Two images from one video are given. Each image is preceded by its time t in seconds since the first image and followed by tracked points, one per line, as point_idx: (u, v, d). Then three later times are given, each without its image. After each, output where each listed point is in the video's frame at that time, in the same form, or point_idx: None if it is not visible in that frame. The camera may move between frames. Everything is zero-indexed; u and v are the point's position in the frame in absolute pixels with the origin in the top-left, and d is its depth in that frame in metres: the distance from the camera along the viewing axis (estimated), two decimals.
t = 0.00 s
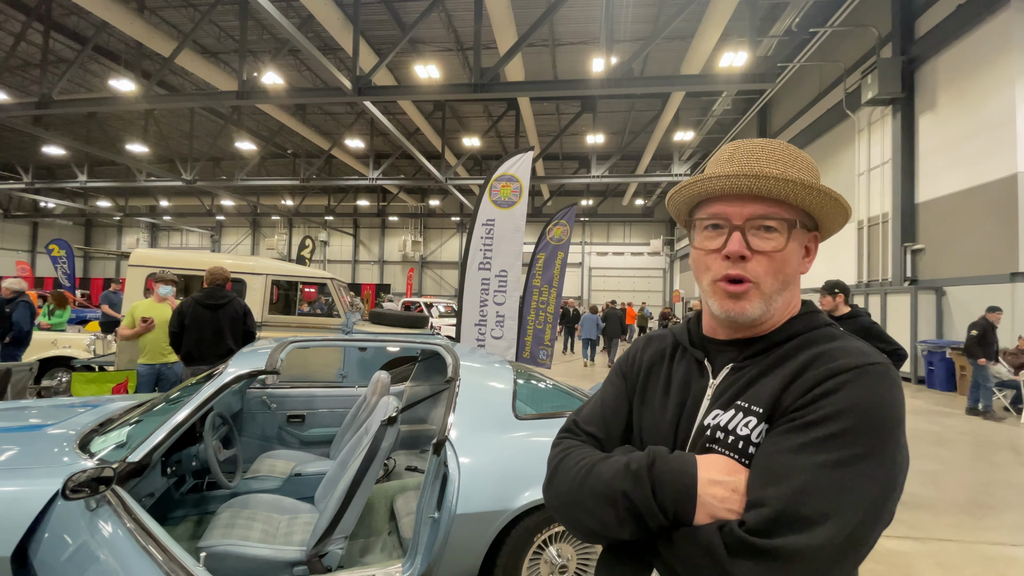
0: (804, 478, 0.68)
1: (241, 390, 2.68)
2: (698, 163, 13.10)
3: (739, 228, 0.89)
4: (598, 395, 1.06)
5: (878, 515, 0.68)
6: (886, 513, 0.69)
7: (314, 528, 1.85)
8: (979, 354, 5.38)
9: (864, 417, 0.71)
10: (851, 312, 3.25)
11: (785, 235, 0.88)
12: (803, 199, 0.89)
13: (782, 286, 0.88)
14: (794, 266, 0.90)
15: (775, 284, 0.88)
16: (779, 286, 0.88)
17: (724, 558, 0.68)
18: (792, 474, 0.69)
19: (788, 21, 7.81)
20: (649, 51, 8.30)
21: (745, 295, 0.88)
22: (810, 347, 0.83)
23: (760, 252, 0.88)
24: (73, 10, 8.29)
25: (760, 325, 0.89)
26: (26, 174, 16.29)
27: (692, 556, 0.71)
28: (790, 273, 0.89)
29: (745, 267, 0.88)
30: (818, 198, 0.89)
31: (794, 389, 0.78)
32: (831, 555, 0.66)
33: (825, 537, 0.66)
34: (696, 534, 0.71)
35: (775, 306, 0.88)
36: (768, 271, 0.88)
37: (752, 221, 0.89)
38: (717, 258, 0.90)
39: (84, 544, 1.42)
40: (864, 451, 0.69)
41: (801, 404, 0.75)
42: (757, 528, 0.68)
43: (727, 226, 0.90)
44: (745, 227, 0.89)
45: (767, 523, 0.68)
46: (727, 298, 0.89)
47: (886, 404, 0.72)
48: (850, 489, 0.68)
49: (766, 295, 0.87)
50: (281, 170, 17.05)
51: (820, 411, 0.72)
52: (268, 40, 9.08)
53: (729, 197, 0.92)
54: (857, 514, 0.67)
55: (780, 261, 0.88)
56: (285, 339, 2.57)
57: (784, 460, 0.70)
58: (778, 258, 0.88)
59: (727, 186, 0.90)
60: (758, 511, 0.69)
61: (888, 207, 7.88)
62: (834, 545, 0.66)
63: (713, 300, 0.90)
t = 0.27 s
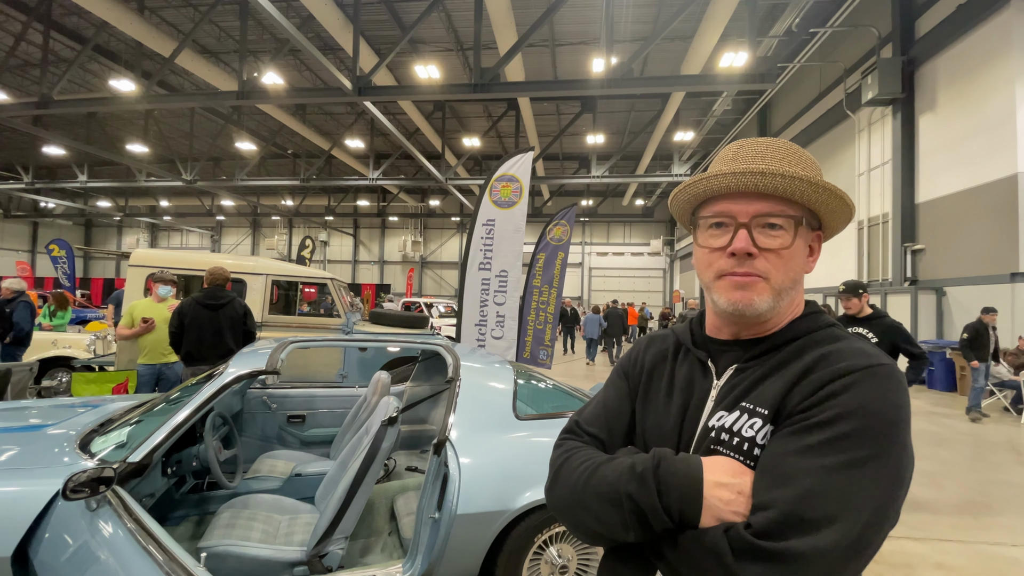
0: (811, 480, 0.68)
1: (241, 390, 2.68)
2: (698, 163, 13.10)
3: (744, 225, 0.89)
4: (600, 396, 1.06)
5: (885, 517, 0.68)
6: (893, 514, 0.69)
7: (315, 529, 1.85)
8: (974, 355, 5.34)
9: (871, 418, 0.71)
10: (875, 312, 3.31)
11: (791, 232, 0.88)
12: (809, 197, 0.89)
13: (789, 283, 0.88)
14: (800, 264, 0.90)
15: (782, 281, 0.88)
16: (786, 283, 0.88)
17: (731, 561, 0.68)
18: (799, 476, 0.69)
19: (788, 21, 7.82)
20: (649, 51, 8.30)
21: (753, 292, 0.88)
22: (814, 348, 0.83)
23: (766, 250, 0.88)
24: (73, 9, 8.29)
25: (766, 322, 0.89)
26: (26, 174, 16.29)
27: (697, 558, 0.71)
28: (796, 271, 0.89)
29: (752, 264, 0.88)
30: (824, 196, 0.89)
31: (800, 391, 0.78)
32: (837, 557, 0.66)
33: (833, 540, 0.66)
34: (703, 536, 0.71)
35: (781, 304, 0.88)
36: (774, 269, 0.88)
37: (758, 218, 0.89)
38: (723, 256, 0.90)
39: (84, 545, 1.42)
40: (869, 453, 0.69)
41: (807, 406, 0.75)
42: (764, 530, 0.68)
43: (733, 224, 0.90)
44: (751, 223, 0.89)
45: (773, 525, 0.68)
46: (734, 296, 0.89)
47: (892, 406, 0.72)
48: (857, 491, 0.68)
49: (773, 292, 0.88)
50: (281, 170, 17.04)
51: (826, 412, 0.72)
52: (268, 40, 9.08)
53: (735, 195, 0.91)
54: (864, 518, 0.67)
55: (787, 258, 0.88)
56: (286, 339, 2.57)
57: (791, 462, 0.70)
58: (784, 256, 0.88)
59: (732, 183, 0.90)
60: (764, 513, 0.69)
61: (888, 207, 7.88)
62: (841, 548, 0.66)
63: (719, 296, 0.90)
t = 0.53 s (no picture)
0: (812, 480, 0.68)
1: (241, 390, 2.68)
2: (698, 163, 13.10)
3: (740, 224, 0.89)
4: (602, 395, 1.05)
5: (887, 518, 0.68)
6: (895, 516, 0.69)
7: (315, 529, 1.85)
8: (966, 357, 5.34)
9: (873, 420, 0.71)
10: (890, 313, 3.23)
11: (786, 229, 0.88)
12: (804, 195, 0.89)
13: (788, 282, 0.88)
14: (799, 262, 0.90)
15: (781, 280, 0.88)
16: (785, 282, 0.88)
17: (732, 561, 0.68)
18: (800, 476, 0.69)
19: (788, 21, 7.82)
20: (649, 52, 8.30)
21: (752, 292, 0.88)
22: (817, 348, 0.83)
23: (763, 248, 0.88)
24: (73, 9, 8.29)
25: (767, 322, 0.89)
26: (26, 174, 16.27)
27: (698, 557, 0.71)
28: (795, 269, 0.89)
29: (750, 263, 0.88)
30: (820, 193, 0.89)
31: (803, 391, 0.78)
32: (838, 557, 0.66)
33: (833, 541, 0.66)
34: (703, 535, 0.71)
35: (782, 302, 0.88)
36: (772, 267, 0.88)
37: (752, 217, 0.89)
38: (720, 256, 0.90)
39: (84, 544, 1.42)
40: (871, 454, 0.69)
41: (810, 406, 0.75)
42: (765, 529, 0.68)
43: (728, 224, 0.90)
44: (746, 222, 0.89)
45: (775, 526, 0.68)
46: (733, 296, 0.89)
47: (894, 407, 0.72)
48: (858, 491, 0.68)
49: (771, 291, 0.87)
50: (281, 170, 17.04)
51: (829, 413, 0.72)
52: (268, 40, 9.08)
53: (729, 195, 0.92)
54: (865, 517, 0.67)
55: (784, 256, 0.87)
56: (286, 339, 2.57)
57: (791, 462, 0.70)
58: (782, 253, 0.87)
59: (726, 184, 0.91)
60: (766, 513, 0.68)
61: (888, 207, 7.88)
62: (842, 548, 0.66)
63: (718, 299, 0.91)
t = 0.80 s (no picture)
0: (812, 478, 0.68)
1: (242, 390, 2.68)
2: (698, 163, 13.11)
3: (717, 228, 0.91)
4: (604, 393, 1.06)
5: (885, 516, 0.69)
6: (895, 515, 0.69)
7: (315, 528, 1.85)
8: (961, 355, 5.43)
9: (874, 418, 0.71)
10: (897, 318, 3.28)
11: (765, 227, 0.88)
12: (782, 193, 0.88)
13: (773, 279, 0.88)
14: (787, 258, 0.89)
15: (765, 277, 0.88)
16: (770, 279, 0.88)
17: (732, 558, 0.69)
18: (800, 474, 0.69)
19: (788, 22, 7.83)
20: (649, 52, 8.30)
21: (736, 292, 0.88)
22: (818, 347, 0.83)
23: (742, 248, 0.88)
24: (72, 9, 8.28)
25: (759, 320, 0.89)
26: (25, 174, 16.27)
27: (699, 555, 0.71)
28: (782, 265, 0.89)
29: (731, 264, 0.89)
30: (797, 188, 0.88)
31: (803, 390, 0.78)
32: (839, 555, 0.66)
33: (834, 539, 0.66)
34: (703, 533, 0.71)
35: (769, 300, 0.88)
36: (755, 266, 0.88)
37: (729, 219, 0.90)
38: (702, 261, 0.92)
39: (84, 544, 1.42)
40: (871, 452, 0.70)
41: (810, 405, 0.75)
42: (764, 527, 0.68)
43: (708, 229, 0.92)
44: (723, 225, 0.90)
45: (776, 524, 0.68)
46: (718, 298, 0.90)
47: (895, 406, 0.72)
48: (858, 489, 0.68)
49: (757, 289, 0.88)
50: (280, 170, 17.04)
51: (829, 411, 0.72)
52: (268, 40, 9.08)
53: (707, 201, 0.94)
54: (865, 516, 0.67)
55: (766, 254, 0.87)
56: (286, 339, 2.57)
57: (791, 460, 0.71)
58: (762, 252, 0.88)
59: (701, 192, 0.93)
60: (765, 511, 0.69)
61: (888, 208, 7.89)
62: (842, 546, 0.66)
63: (707, 302, 0.92)
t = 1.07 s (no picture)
0: (813, 477, 0.68)
1: (241, 390, 2.68)
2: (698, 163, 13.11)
3: (712, 233, 0.91)
4: (604, 395, 1.05)
5: (887, 514, 0.69)
6: (896, 514, 0.69)
7: (314, 528, 1.85)
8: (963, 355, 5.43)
9: (874, 417, 0.71)
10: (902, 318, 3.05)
11: (759, 230, 0.88)
12: (776, 194, 0.88)
13: (770, 281, 0.88)
14: (783, 260, 0.89)
15: (762, 279, 0.88)
16: (767, 281, 0.88)
17: (733, 557, 0.69)
18: (801, 473, 0.69)
19: (787, 22, 7.83)
20: (648, 52, 8.30)
21: (733, 295, 0.89)
22: (818, 346, 0.83)
23: (737, 252, 0.88)
24: (72, 9, 8.27)
25: (756, 321, 0.90)
26: (25, 174, 16.26)
27: (699, 555, 0.71)
28: (777, 267, 0.89)
29: (727, 268, 0.89)
30: (789, 190, 0.88)
31: (803, 388, 0.78)
32: (840, 554, 0.66)
33: (835, 538, 0.66)
34: (704, 532, 0.71)
35: (765, 301, 0.88)
36: (751, 269, 0.88)
37: (723, 223, 0.90)
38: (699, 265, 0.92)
39: (83, 544, 1.42)
40: (871, 450, 0.69)
41: (810, 404, 0.75)
42: (765, 526, 0.68)
43: (703, 233, 0.92)
44: (718, 229, 0.90)
45: (777, 523, 0.68)
46: (716, 301, 0.90)
47: (896, 404, 0.72)
48: (859, 488, 0.68)
49: (753, 292, 0.88)
50: (280, 170, 17.03)
51: (829, 409, 0.72)
52: (268, 40, 9.08)
53: (701, 205, 0.94)
54: (865, 514, 0.67)
55: (761, 257, 0.88)
56: (285, 339, 2.57)
57: (792, 458, 0.70)
58: (758, 255, 0.88)
59: (694, 198, 0.93)
60: (765, 510, 0.69)
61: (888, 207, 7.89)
62: (843, 545, 0.66)
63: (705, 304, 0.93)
